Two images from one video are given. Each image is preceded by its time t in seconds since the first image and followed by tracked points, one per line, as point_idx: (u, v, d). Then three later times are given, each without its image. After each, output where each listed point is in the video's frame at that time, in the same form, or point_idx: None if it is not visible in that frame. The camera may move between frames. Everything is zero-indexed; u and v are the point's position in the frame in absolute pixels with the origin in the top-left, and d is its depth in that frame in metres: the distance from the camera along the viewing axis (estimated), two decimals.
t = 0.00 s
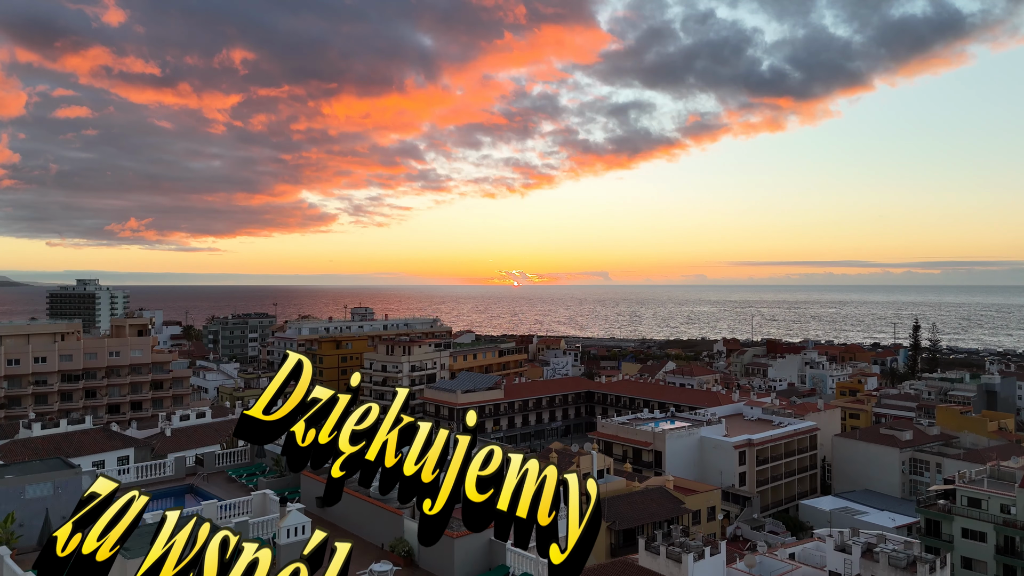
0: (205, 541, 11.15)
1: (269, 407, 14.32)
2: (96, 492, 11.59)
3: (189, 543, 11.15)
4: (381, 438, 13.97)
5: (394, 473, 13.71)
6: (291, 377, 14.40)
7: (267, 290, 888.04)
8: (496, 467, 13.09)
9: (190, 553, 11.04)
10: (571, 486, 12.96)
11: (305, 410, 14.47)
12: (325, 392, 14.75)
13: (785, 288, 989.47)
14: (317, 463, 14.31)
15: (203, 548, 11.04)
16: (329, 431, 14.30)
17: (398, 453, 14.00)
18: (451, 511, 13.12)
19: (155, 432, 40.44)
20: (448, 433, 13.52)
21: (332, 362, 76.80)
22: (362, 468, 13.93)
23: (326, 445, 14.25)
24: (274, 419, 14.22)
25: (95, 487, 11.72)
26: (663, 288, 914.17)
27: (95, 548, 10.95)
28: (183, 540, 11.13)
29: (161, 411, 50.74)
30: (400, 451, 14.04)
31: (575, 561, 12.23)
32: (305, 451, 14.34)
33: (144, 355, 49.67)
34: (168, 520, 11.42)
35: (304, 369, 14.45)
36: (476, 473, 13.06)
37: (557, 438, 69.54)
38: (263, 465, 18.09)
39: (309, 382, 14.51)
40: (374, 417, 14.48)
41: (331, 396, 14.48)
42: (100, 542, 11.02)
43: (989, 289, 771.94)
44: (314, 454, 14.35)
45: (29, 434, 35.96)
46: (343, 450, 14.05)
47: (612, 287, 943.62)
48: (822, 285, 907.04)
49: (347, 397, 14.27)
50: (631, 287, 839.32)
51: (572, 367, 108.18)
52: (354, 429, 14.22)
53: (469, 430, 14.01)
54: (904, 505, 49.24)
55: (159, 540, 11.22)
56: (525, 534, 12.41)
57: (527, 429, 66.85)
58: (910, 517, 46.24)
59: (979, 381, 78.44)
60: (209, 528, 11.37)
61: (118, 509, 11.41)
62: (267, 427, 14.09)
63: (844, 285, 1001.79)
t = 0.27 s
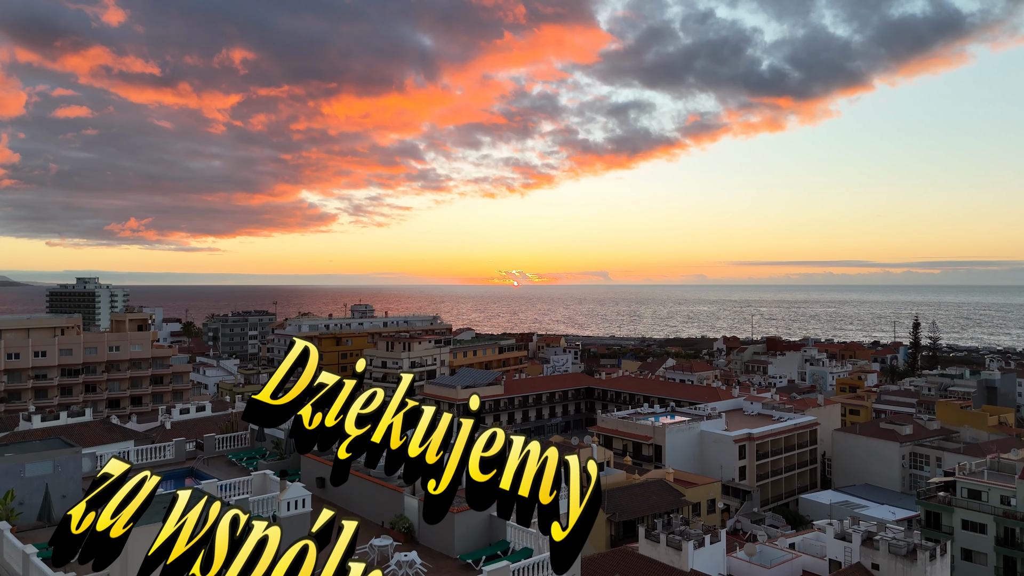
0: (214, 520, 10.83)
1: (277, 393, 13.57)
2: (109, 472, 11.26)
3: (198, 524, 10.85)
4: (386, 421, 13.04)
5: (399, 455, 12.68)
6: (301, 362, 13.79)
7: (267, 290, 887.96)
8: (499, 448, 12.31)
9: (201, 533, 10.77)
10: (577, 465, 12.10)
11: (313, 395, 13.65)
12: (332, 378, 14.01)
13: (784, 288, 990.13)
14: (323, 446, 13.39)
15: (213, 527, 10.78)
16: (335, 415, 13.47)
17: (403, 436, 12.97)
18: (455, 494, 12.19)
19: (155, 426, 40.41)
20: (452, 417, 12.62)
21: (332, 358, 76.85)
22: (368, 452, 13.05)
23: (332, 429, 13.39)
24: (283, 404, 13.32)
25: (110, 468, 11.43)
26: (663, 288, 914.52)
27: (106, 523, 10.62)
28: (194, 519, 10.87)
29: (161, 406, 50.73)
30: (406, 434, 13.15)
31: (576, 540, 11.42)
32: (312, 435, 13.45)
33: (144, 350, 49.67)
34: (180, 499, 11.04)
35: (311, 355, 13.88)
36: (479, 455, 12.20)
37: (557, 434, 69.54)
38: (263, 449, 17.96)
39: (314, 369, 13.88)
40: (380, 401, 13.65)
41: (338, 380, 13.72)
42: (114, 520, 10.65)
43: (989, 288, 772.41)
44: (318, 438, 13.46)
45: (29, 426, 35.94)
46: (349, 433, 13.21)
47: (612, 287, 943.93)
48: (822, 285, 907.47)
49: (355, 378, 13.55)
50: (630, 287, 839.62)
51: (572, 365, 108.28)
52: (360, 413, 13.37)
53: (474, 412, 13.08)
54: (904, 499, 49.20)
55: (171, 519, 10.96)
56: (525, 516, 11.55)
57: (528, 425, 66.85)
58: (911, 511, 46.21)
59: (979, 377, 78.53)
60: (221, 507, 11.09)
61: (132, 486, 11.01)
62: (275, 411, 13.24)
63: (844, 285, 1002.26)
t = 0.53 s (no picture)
0: (226, 497, 10.04)
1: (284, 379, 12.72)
2: (120, 454, 10.40)
3: (210, 501, 10.00)
4: (391, 405, 12.53)
5: (404, 438, 12.27)
6: (308, 346, 12.77)
7: (267, 290, 888.34)
8: (502, 430, 11.91)
9: (212, 510, 9.94)
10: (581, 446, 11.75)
11: (319, 379, 12.92)
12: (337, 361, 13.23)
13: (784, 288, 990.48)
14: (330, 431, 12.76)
15: (225, 504, 9.97)
16: (341, 398, 12.82)
17: (409, 419, 12.61)
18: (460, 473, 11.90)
19: (154, 420, 40.41)
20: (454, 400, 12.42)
21: (332, 355, 76.94)
22: (374, 435, 12.60)
23: (339, 412, 12.80)
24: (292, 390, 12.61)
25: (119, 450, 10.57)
26: (664, 288, 915.00)
27: (120, 503, 9.79)
28: (205, 497, 10.06)
29: (161, 401, 50.78)
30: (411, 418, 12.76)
31: (576, 519, 11.15)
32: (320, 418, 12.85)
33: (144, 345, 49.71)
34: (190, 478, 10.23)
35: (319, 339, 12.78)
36: (481, 437, 11.89)
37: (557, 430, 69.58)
38: (263, 434, 17.92)
39: (322, 355, 12.92)
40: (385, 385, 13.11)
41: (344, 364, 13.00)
42: (126, 499, 9.83)
43: (990, 287, 772.48)
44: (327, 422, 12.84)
45: (29, 419, 35.96)
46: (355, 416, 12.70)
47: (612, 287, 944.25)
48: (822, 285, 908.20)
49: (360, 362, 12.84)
50: (631, 287, 839.76)
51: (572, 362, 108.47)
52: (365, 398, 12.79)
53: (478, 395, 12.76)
54: (904, 494, 49.23)
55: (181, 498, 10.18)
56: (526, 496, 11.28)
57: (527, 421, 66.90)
58: (911, 505, 46.20)
59: (978, 373, 78.64)
60: (234, 484, 10.29)
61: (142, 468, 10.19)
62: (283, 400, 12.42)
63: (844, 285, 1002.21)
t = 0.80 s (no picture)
0: (236, 477, 9.52)
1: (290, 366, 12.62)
2: (132, 437, 10.09)
3: (220, 482, 9.59)
4: (396, 389, 12.30)
5: (408, 422, 12.08)
6: (314, 334, 12.63)
7: (267, 291, 888.40)
8: (505, 416, 11.71)
9: (223, 490, 9.53)
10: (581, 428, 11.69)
11: (325, 364, 12.68)
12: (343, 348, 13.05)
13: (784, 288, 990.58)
14: (336, 416, 12.44)
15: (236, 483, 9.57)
16: (347, 383, 12.56)
17: (414, 403, 12.43)
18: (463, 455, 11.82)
19: (153, 415, 40.37)
20: (458, 386, 12.16)
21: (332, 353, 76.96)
22: (380, 419, 12.32)
23: (345, 397, 12.54)
24: (297, 375, 12.50)
25: (132, 433, 10.28)
26: (663, 288, 914.99)
27: (132, 484, 9.44)
28: (215, 478, 9.70)
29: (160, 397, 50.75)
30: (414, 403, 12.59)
31: (577, 499, 11.13)
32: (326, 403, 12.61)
33: (144, 341, 49.69)
34: (200, 461, 9.79)
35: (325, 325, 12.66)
36: (485, 420, 11.75)
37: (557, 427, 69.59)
38: (263, 422, 17.94)
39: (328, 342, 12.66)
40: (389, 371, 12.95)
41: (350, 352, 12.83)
42: (138, 479, 9.47)
43: (990, 287, 772.54)
44: (333, 407, 12.53)
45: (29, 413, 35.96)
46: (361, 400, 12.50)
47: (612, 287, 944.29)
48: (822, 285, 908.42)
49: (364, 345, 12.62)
50: (631, 287, 839.70)
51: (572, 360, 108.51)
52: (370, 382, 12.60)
53: (480, 379, 12.58)
54: (904, 489, 49.24)
55: (192, 479, 9.80)
56: (528, 477, 11.23)
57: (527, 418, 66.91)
58: (912, 500, 46.19)
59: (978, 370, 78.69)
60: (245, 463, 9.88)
61: (152, 451, 9.82)
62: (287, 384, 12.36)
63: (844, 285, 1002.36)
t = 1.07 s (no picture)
0: (245, 459, 9.48)
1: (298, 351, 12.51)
2: (143, 420, 9.71)
3: (230, 462, 9.55)
4: (400, 374, 12.20)
5: (412, 406, 12.01)
6: (320, 322, 12.43)
7: (267, 290, 888.65)
8: (509, 400, 11.60)
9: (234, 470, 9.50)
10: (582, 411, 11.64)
11: (332, 351, 12.46)
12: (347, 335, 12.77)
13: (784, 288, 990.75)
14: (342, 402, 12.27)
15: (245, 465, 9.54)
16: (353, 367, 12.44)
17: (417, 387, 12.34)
18: (467, 439, 11.88)
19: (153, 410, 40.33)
20: (462, 370, 11.99)
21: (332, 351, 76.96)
22: (384, 404, 12.23)
23: (350, 383, 12.39)
24: (304, 363, 12.30)
25: (142, 416, 9.87)
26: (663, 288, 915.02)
27: (143, 465, 9.11)
28: (225, 458, 9.61)
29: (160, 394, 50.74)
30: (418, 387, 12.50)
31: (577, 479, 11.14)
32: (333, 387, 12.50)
33: (144, 337, 49.68)
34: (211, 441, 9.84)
35: (330, 315, 12.43)
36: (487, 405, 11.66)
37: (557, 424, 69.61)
38: (263, 411, 17.94)
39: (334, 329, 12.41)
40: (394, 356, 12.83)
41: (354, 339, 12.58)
42: (151, 460, 9.14)
43: (989, 287, 772.57)
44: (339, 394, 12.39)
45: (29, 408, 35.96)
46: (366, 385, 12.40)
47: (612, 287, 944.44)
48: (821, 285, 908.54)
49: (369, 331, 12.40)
50: (631, 287, 839.28)
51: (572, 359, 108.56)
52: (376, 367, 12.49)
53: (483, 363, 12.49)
54: (905, 485, 49.24)
55: (203, 460, 9.80)
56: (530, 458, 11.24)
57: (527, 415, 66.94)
58: (912, 496, 46.18)
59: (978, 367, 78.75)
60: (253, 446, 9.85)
61: (166, 432, 9.33)
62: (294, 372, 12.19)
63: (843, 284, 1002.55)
